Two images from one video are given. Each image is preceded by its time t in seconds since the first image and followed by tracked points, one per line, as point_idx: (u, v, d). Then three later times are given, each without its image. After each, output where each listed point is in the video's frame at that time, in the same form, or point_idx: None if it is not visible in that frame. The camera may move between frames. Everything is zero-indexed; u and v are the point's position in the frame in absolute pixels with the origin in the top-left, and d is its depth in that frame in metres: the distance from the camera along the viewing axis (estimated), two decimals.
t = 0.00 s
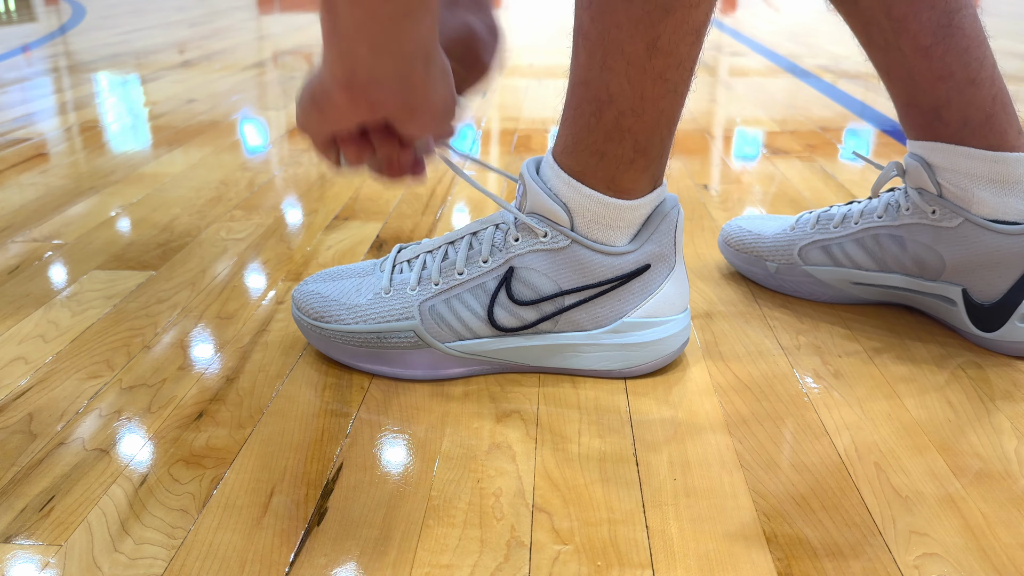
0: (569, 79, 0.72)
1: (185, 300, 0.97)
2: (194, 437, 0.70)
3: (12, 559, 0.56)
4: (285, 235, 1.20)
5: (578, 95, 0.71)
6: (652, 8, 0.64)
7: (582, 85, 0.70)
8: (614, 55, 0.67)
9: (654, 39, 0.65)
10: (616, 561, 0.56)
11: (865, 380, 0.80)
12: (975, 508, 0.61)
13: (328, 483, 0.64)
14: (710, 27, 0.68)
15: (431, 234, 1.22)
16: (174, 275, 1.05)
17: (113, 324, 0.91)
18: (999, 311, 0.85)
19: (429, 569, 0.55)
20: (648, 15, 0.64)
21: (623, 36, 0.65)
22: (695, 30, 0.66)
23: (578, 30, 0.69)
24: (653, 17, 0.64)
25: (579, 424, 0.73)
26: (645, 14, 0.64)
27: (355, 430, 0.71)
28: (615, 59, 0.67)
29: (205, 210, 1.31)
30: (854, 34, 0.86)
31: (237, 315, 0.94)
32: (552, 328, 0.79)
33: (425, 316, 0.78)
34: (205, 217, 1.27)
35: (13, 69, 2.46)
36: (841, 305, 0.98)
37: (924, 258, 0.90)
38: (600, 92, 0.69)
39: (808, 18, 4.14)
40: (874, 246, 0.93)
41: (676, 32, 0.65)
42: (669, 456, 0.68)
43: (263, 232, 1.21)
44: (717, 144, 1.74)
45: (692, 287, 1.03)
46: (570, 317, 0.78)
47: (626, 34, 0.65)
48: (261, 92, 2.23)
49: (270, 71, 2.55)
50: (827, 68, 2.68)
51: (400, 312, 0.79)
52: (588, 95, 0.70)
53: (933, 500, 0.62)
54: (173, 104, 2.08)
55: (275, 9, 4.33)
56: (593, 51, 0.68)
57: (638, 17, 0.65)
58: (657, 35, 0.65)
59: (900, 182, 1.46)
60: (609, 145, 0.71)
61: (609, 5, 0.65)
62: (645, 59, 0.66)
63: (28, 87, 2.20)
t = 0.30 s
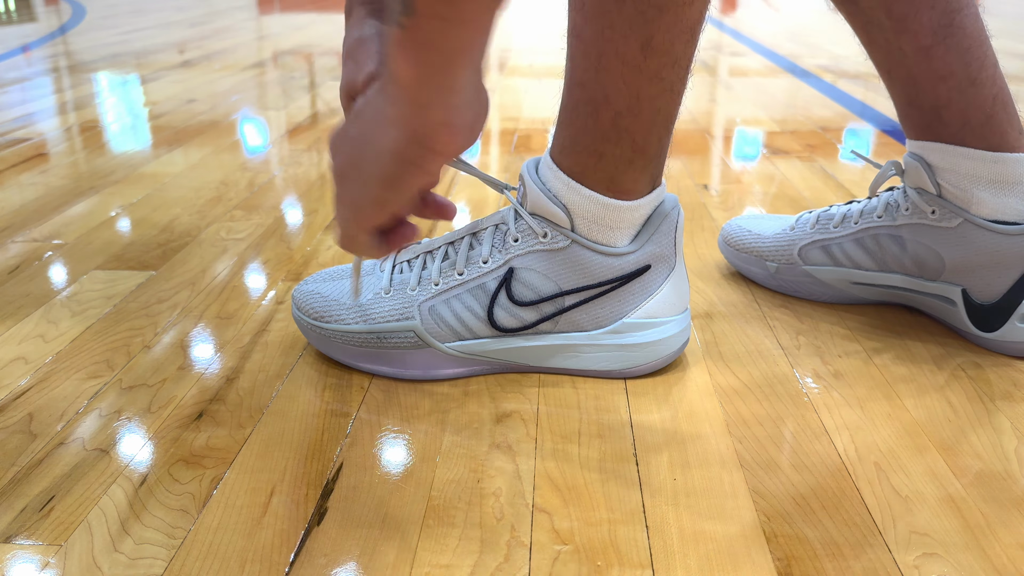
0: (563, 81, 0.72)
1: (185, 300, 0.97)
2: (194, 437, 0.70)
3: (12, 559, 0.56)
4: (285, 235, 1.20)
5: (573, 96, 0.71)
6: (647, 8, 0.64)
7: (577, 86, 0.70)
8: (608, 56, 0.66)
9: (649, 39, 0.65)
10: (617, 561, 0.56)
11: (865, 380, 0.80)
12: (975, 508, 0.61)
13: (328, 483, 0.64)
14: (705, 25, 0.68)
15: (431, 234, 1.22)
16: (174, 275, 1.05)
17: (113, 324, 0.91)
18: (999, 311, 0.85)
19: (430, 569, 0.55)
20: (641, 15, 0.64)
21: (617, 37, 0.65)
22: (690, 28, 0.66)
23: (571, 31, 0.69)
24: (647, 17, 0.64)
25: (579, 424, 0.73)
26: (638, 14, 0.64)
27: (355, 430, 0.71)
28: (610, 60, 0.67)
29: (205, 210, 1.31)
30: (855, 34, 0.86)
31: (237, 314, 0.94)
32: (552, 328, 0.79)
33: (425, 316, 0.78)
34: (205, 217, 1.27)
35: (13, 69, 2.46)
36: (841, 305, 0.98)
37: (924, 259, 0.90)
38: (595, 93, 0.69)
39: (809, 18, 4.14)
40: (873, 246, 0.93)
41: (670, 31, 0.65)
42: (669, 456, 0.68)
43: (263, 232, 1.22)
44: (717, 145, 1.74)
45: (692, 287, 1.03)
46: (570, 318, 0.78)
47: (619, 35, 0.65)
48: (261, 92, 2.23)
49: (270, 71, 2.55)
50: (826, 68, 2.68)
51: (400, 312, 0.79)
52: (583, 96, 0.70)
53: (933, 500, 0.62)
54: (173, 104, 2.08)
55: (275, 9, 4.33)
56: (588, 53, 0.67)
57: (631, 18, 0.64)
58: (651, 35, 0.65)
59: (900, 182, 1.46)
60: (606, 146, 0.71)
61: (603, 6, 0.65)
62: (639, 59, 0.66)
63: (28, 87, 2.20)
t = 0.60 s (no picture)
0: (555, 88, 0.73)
1: (184, 300, 0.97)
2: (194, 437, 0.70)
3: (12, 559, 0.56)
4: (285, 235, 1.20)
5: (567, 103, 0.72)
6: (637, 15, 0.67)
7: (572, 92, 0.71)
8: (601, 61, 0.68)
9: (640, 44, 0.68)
10: (617, 561, 0.56)
11: (865, 380, 0.80)
12: (975, 508, 0.61)
13: (329, 483, 0.64)
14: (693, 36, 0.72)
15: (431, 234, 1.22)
16: (174, 275, 1.05)
17: (113, 324, 0.91)
18: (999, 311, 0.84)
19: (430, 569, 0.55)
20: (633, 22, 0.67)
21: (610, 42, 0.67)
22: (678, 33, 0.70)
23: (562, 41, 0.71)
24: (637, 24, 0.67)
25: (579, 424, 0.73)
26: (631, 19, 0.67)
27: (355, 430, 0.71)
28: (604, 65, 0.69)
29: (205, 210, 1.31)
30: (850, 36, 0.86)
31: (237, 314, 0.94)
32: (552, 328, 0.79)
33: (425, 317, 0.78)
34: (205, 217, 1.27)
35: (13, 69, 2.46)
36: (841, 305, 0.98)
37: (924, 259, 0.90)
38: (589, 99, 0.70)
39: (809, 18, 4.14)
40: (873, 246, 0.93)
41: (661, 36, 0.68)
42: (669, 457, 0.68)
43: (263, 232, 1.22)
44: (717, 145, 1.74)
45: (692, 287, 1.03)
46: (570, 318, 0.78)
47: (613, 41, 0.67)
48: (261, 92, 2.23)
49: (270, 71, 2.56)
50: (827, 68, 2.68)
51: (400, 312, 0.79)
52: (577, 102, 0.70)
53: (933, 501, 0.62)
54: (172, 104, 2.08)
55: (275, 9, 4.33)
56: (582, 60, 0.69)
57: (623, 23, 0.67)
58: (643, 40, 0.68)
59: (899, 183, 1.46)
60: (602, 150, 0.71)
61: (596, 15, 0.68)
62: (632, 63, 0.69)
63: (28, 87, 2.20)
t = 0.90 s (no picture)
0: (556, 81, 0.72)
1: (184, 300, 0.97)
2: (194, 437, 0.70)
3: (12, 559, 0.56)
4: (285, 235, 1.20)
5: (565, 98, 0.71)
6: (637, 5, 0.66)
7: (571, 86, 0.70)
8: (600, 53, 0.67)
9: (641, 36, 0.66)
10: (617, 561, 0.56)
11: (865, 380, 0.80)
12: (975, 508, 0.61)
13: (328, 483, 0.64)
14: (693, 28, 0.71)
15: (431, 234, 1.22)
16: (174, 275, 1.05)
17: (113, 324, 0.91)
18: (1000, 311, 0.84)
19: (430, 569, 0.55)
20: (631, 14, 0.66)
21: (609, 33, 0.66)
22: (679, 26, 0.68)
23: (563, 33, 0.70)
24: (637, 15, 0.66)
25: (579, 424, 0.73)
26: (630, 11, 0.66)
27: (355, 430, 0.71)
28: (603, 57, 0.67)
29: (205, 210, 1.31)
30: (849, 37, 0.86)
31: (237, 314, 0.94)
32: (552, 328, 0.78)
33: (425, 317, 0.78)
34: (205, 217, 1.27)
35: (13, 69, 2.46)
36: (841, 305, 0.98)
37: (924, 259, 0.90)
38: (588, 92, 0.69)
39: (809, 18, 4.14)
40: (873, 246, 0.93)
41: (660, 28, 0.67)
42: (669, 457, 0.68)
43: (263, 232, 1.22)
44: (717, 145, 1.74)
45: (692, 287, 1.03)
46: (570, 317, 0.78)
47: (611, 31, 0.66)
48: (261, 92, 2.23)
49: (270, 71, 2.56)
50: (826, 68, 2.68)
51: (400, 312, 0.79)
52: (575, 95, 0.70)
53: (933, 501, 0.62)
54: (173, 104, 2.08)
55: (275, 9, 4.34)
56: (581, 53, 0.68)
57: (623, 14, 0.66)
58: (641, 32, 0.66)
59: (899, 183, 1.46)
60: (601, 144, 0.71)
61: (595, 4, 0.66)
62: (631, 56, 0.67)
63: (28, 87, 2.20)
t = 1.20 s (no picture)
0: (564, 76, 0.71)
1: (184, 300, 0.97)
2: (194, 436, 0.70)
3: (12, 559, 0.56)
4: (285, 235, 1.20)
5: (570, 96, 0.70)
6: (644, 6, 0.63)
7: (577, 84, 0.69)
8: (608, 55, 0.66)
9: (648, 38, 0.65)
10: (617, 561, 0.56)
11: (865, 380, 0.80)
12: (975, 507, 0.61)
13: (328, 483, 0.64)
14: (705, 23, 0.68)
15: (431, 234, 1.22)
16: (174, 275, 1.05)
17: (113, 324, 0.91)
18: (1000, 311, 0.84)
19: (430, 569, 0.55)
20: (640, 14, 0.64)
21: (617, 36, 0.65)
22: (689, 27, 0.66)
23: (571, 29, 0.68)
24: (645, 16, 0.64)
25: (580, 424, 0.73)
26: (638, 12, 0.64)
27: (355, 430, 0.71)
28: (608, 58, 0.66)
29: (205, 210, 1.30)
30: (854, 34, 0.86)
31: (237, 314, 0.94)
32: (552, 328, 0.79)
33: (425, 317, 0.78)
34: (204, 217, 1.27)
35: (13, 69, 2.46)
36: (841, 305, 0.98)
37: (924, 258, 0.90)
38: (593, 92, 0.68)
39: (809, 18, 4.14)
40: (873, 246, 0.93)
41: (669, 30, 0.65)
42: (669, 457, 0.68)
43: (263, 232, 1.22)
44: (717, 145, 1.74)
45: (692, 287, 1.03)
46: (570, 318, 0.78)
47: (620, 34, 0.65)
48: (261, 92, 2.23)
49: (270, 71, 2.56)
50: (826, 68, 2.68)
51: (400, 312, 0.79)
52: (583, 94, 0.69)
53: (933, 500, 0.62)
54: (173, 104, 2.08)
55: (275, 9, 4.34)
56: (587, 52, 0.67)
57: (631, 16, 0.64)
58: (650, 34, 0.64)
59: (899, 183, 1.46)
60: (606, 145, 0.70)
61: (602, 4, 0.64)
62: (639, 58, 0.66)
63: (28, 87, 2.20)
